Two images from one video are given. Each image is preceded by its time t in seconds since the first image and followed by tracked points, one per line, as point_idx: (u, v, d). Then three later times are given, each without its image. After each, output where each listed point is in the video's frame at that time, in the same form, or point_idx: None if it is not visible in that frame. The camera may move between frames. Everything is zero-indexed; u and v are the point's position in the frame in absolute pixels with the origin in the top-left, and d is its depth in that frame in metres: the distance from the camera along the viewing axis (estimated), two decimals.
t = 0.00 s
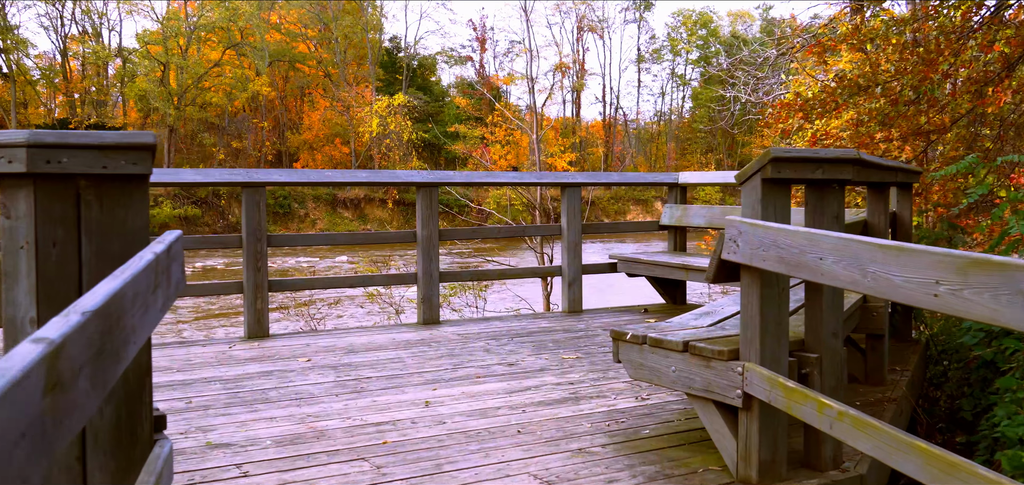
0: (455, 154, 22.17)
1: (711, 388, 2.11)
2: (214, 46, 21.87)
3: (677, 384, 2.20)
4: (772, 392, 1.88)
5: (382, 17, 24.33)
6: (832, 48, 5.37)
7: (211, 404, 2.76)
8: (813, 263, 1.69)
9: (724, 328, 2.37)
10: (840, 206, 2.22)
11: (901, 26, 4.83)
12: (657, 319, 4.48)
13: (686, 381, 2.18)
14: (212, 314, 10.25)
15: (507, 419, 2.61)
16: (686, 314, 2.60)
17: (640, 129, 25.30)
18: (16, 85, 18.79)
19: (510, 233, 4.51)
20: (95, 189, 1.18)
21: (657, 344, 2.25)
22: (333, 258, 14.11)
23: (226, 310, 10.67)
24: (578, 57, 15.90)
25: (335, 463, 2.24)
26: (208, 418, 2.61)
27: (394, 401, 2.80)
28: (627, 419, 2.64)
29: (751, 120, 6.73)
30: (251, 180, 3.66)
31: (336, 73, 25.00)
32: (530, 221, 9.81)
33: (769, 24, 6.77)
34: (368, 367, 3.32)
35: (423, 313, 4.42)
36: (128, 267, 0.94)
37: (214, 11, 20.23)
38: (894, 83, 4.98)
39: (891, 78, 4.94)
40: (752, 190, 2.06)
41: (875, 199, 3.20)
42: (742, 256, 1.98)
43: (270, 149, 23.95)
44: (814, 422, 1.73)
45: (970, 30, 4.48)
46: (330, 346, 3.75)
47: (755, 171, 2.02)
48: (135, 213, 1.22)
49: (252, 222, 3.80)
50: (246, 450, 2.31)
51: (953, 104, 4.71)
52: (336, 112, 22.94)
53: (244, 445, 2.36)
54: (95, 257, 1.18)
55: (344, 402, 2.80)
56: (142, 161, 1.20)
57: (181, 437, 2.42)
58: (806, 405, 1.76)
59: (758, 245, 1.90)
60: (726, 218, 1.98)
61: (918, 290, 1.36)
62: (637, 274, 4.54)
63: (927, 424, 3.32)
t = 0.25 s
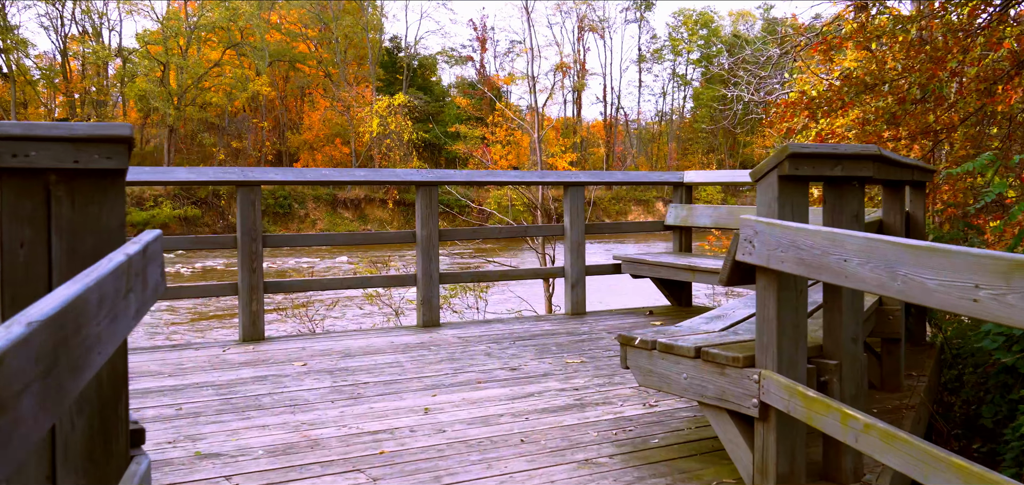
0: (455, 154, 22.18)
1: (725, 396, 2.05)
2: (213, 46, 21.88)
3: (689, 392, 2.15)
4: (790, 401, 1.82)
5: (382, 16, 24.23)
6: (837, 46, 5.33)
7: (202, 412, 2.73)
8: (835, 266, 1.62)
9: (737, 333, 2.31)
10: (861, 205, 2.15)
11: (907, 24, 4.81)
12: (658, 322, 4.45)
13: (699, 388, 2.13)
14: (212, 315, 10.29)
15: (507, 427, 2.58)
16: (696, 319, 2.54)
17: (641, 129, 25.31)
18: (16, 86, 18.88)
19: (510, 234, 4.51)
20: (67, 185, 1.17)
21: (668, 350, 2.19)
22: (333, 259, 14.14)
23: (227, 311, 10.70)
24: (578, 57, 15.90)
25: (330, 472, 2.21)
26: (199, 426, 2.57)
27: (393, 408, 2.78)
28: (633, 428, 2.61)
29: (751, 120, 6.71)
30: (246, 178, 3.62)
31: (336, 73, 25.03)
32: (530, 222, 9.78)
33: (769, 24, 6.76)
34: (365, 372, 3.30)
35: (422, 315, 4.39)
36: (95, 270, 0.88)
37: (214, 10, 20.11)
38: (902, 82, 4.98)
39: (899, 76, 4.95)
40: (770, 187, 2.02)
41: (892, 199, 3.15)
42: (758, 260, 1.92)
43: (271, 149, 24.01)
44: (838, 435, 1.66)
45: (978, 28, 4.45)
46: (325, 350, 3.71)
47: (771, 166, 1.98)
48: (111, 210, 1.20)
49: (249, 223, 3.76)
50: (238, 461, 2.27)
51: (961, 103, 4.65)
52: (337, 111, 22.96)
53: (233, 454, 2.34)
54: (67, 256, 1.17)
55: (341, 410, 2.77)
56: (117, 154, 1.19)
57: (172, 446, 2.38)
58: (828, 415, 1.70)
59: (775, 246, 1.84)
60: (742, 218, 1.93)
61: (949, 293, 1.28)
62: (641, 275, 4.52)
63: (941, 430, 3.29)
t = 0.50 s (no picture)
0: (455, 154, 22.21)
1: (743, 411, 1.91)
2: (214, 46, 21.87)
3: (704, 405, 2.01)
4: (815, 417, 1.65)
5: (383, 16, 24.23)
6: (843, 45, 5.39)
7: (193, 423, 2.60)
8: (865, 274, 1.44)
9: (753, 342, 2.16)
10: (884, 209, 2.09)
11: (913, 22, 4.80)
12: (665, 327, 4.39)
13: (714, 402, 1.98)
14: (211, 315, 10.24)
15: (512, 440, 2.44)
16: (709, 326, 2.38)
17: (642, 129, 25.35)
18: (17, 86, 18.92)
19: (515, 235, 4.49)
20: (34, 190, 1.15)
21: (681, 361, 2.05)
22: (334, 260, 14.13)
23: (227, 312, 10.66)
24: (579, 57, 15.94)
25: None
26: (189, 439, 2.44)
27: (392, 419, 2.65)
28: (643, 440, 2.45)
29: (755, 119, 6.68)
30: (242, 179, 3.58)
31: (336, 73, 25.08)
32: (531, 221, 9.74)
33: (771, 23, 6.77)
34: (363, 379, 3.18)
35: (423, 320, 4.36)
36: (61, 284, 0.81)
37: (214, 10, 20.11)
38: (909, 80, 4.97)
39: (905, 75, 4.97)
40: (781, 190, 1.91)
41: (910, 202, 2.98)
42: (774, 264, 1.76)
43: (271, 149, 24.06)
44: (866, 457, 1.50)
45: (984, 28, 4.42)
46: (324, 355, 3.66)
47: (793, 166, 1.84)
48: (83, 217, 1.18)
49: (244, 225, 3.73)
50: (227, 478, 2.13)
51: (968, 103, 4.62)
52: (337, 112, 23.00)
53: (224, 469, 2.20)
54: (34, 266, 1.16)
55: (338, 421, 2.63)
56: (88, 155, 1.17)
57: (159, 461, 2.25)
58: (858, 434, 1.53)
59: (799, 252, 1.67)
60: (761, 222, 1.76)
61: (1005, 309, 1.11)
62: (647, 278, 4.50)
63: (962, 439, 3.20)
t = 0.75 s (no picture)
0: (455, 154, 22.21)
1: (757, 424, 1.81)
2: (214, 45, 21.85)
3: (716, 417, 1.91)
4: (835, 432, 1.56)
5: (383, 16, 24.29)
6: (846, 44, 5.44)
7: (185, 434, 2.49)
8: (892, 284, 1.34)
9: (767, 351, 2.08)
10: (906, 210, 2.02)
11: (918, 21, 4.79)
12: (670, 332, 4.33)
13: (726, 415, 1.89)
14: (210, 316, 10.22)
15: (517, 451, 2.33)
16: (718, 334, 2.29)
17: (642, 129, 25.41)
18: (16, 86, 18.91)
19: (518, 237, 4.49)
20: (4, 197, 1.08)
21: (692, 371, 1.96)
22: (334, 260, 14.11)
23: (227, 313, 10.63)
24: (580, 57, 15.96)
25: None
26: (181, 451, 2.33)
27: (394, 428, 2.55)
28: (652, 452, 2.35)
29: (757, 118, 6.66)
30: (238, 181, 3.55)
31: (336, 73, 25.08)
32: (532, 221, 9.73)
33: (771, 23, 6.80)
34: (361, 387, 3.09)
35: (424, 323, 4.37)
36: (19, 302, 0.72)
37: (214, 10, 20.10)
38: (914, 80, 4.97)
39: (910, 74, 4.94)
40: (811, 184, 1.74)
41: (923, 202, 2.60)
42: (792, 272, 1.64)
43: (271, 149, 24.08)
44: (892, 476, 1.39)
45: (989, 27, 4.42)
46: (322, 361, 3.61)
47: (812, 169, 1.72)
48: (56, 225, 1.11)
49: (240, 227, 3.69)
50: None
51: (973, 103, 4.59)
52: (337, 111, 23.02)
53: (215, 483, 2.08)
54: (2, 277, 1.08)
55: (335, 431, 2.53)
56: (60, 160, 1.09)
57: (148, 475, 2.13)
58: (881, 451, 1.43)
59: (819, 259, 1.55)
60: (778, 227, 1.65)
61: None
62: (651, 280, 4.50)
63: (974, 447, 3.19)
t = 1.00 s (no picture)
0: (456, 154, 22.21)
1: (775, 435, 1.77)
2: (214, 45, 21.85)
3: (733, 428, 1.88)
4: (862, 446, 1.50)
5: (383, 16, 24.25)
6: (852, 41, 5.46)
7: (177, 442, 2.47)
8: (926, 288, 1.27)
9: (784, 357, 2.03)
10: (933, 209, 1.91)
11: (925, 19, 4.81)
12: (675, 334, 4.33)
13: (743, 425, 1.86)
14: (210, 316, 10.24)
15: (521, 462, 2.29)
16: (732, 339, 2.27)
17: (642, 129, 25.40)
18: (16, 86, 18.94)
19: (520, 238, 4.48)
20: None
21: (706, 379, 1.92)
22: (334, 261, 14.13)
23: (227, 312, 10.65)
24: (581, 57, 15.95)
25: None
26: (172, 461, 2.30)
27: (392, 436, 2.53)
28: (663, 462, 2.30)
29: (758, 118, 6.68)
30: (234, 180, 3.54)
31: (337, 73, 25.07)
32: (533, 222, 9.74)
33: (772, 23, 6.80)
34: (360, 393, 3.09)
35: (426, 326, 4.34)
36: None
37: (214, 10, 20.06)
38: (921, 78, 4.93)
39: (918, 73, 4.90)
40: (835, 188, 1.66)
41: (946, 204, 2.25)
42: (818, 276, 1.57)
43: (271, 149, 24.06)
44: None
45: (998, 26, 4.41)
46: (321, 366, 3.61)
47: (836, 166, 1.63)
48: (23, 228, 1.07)
49: (236, 227, 3.68)
50: None
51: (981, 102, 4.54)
52: (337, 111, 23.03)
53: None
54: None
55: (332, 440, 2.49)
56: (27, 155, 1.05)
57: None
58: (913, 467, 1.37)
59: (846, 262, 1.49)
60: (800, 229, 1.58)
61: None
62: (656, 281, 4.48)
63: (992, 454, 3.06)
